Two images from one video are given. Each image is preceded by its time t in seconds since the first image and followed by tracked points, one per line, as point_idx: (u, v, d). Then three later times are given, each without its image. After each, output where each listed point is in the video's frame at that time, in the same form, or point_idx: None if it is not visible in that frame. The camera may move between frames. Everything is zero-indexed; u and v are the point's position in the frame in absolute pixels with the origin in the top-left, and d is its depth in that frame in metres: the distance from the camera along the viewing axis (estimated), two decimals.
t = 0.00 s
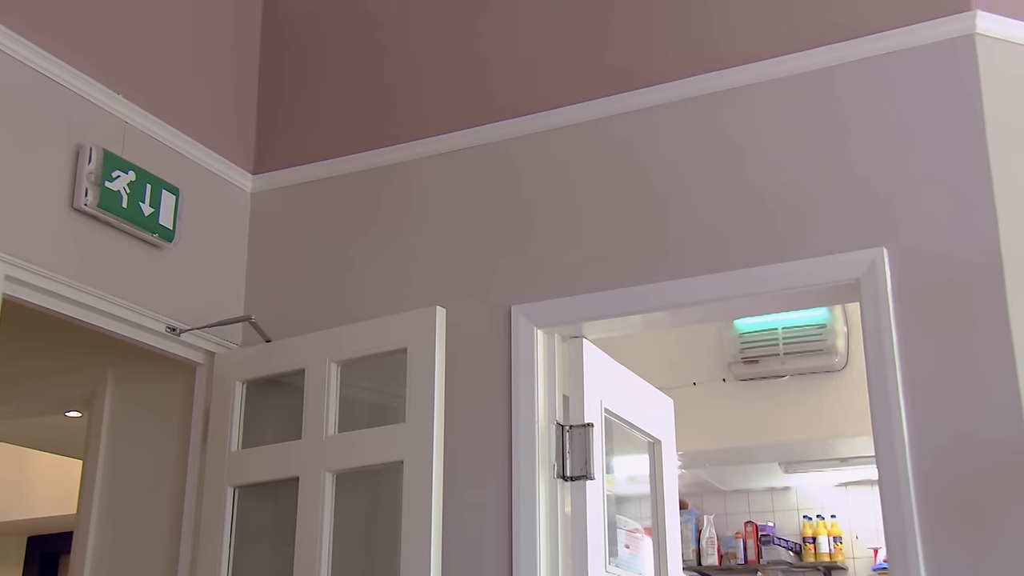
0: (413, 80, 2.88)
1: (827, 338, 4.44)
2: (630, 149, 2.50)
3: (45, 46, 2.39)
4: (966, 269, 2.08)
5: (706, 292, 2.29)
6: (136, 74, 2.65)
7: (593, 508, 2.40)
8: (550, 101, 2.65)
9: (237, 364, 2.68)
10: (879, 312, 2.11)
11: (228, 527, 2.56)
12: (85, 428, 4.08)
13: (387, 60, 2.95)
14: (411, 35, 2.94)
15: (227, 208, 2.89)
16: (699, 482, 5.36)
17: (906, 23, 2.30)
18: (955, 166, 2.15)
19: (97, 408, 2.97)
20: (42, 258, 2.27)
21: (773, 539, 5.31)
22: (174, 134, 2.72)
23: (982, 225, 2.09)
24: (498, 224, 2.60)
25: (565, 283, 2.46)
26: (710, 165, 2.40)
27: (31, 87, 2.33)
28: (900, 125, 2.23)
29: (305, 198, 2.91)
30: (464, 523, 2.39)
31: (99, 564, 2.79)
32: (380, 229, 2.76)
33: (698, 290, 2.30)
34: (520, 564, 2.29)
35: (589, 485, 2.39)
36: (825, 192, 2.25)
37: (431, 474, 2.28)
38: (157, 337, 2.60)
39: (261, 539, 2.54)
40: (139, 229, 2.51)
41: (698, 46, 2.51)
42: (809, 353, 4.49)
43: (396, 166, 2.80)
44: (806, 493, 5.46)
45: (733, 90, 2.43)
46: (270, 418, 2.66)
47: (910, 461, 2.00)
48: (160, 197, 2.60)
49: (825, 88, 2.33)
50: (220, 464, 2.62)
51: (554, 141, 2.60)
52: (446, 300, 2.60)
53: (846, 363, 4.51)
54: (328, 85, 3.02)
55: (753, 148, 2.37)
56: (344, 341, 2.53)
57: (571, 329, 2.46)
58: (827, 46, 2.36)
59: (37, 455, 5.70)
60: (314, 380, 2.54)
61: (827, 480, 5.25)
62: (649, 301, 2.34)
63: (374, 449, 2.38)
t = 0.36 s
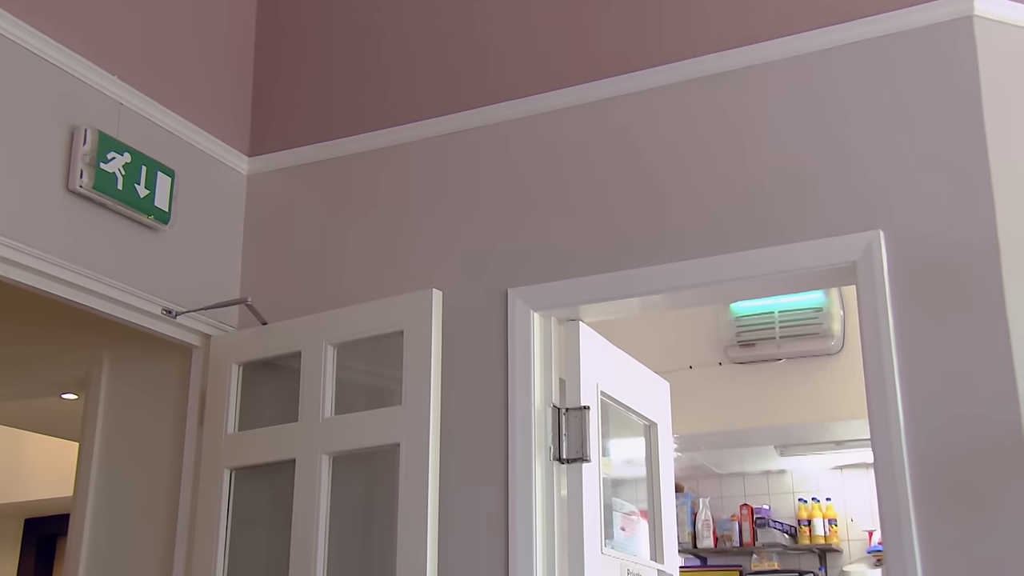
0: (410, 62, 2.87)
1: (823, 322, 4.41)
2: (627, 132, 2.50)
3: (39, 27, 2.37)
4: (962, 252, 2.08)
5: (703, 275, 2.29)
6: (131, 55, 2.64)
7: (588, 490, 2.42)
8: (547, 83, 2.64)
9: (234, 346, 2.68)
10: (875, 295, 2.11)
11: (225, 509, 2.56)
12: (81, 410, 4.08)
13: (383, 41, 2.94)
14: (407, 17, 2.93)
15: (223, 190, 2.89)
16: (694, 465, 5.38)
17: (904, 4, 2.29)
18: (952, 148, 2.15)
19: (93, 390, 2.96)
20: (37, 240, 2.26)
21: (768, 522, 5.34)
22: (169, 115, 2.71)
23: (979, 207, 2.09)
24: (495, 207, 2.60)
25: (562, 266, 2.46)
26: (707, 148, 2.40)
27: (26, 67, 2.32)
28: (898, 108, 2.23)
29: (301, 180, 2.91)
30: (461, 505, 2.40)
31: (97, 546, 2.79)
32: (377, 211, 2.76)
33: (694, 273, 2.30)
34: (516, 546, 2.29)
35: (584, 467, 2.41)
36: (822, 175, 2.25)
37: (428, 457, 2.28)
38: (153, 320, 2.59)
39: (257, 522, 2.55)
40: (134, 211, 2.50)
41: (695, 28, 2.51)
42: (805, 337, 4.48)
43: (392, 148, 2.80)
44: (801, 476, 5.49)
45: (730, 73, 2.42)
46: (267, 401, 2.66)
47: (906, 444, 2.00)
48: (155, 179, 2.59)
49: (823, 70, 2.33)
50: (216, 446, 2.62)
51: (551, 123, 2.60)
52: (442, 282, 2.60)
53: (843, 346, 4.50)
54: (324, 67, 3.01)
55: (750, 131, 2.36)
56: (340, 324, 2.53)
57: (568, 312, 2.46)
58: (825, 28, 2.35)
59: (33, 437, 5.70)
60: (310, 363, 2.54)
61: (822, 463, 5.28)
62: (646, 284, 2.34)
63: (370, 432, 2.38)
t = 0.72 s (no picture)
0: (406, 37, 2.86)
1: (819, 299, 4.43)
2: (624, 107, 2.49)
3: None
4: (959, 227, 2.07)
5: (699, 251, 2.29)
6: (124, 28, 2.62)
7: (584, 465, 2.43)
8: (544, 58, 2.63)
9: (230, 322, 2.67)
10: (871, 272, 2.11)
11: (222, 484, 2.57)
12: (77, 386, 4.08)
13: (380, 16, 2.92)
14: None
15: (218, 165, 2.88)
16: (690, 442, 5.40)
17: None
18: (950, 124, 2.14)
19: (88, 366, 2.95)
20: (32, 214, 2.26)
21: (764, 497, 5.33)
22: (164, 90, 2.69)
23: (975, 183, 2.08)
24: (491, 183, 2.59)
25: (558, 242, 2.46)
26: (704, 123, 2.39)
27: (18, 41, 2.30)
28: (896, 83, 2.22)
29: (297, 156, 2.90)
30: (457, 480, 2.40)
31: (93, 522, 2.78)
32: (373, 187, 2.75)
33: (691, 249, 2.30)
34: (512, 521, 2.30)
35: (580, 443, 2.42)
36: (819, 151, 2.25)
37: (424, 433, 2.29)
38: (148, 295, 2.59)
39: (254, 498, 2.56)
40: (129, 185, 2.49)
41: (694, 3, 2.49)
42: (800, 314, 4.50)
43: (389, 123, 2.79)
44: (797, 453, 5.52)
45: (727, 48, 2.41)
46: (263, 377, 2.67)
47: (901, 420, 2.01)
48: (150, 153, 2.58)
49: (821, 45, 2.32)
50: (212, 422, 2.62)
51: (548, 99, 2.59)
52: (439, 258, 2.59)
53: (839, 323, 4.52)
54: (320, 41, 3.00)
55: (748, 107, 2.35)
56: (336, 299, 2.53)
57: (564, 288, 2.46)
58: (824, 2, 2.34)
59: (30, 413, 5.70)
60: (307, 338, 2.54)
61: (818, 440, 5.31)
62: (642, 260, 2.34)
63: (367, 407, 2.38)
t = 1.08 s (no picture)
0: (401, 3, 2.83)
1: (815, 268, 4.44)
2: (621, 74, 2.47)
3: None
4: (956, 195, 2.07)
5: (696, 220, 2.28)
6: None
7: (580, 434, 2.44)
8: (540, 24, 2.61)
9: (225, 290, 2.67)
10: (868, 240, 2.10)
11: (219, 452, 2.57)
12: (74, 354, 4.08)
13: None
14: None
15: (213, 133, 2.86)
16: (685, 411, 5.43)
17: None
18: (949, 91, 2.13)
19: (83, 336, 2.94)
20: (25, 181, 2.24)
21: (759, 467, 5.37)
22: (158, 56, 2.67)
23: (974, 151, 2.07)
24: (487, 151, 2.58)
25: (554, 210, 2.46)
26: (701, 90, 2.37)
27: (9, 5, 2.27)
28: (895, 50, 2.20)
29: (292, 124, 2.88)
30: (453, 447, 2.41)
31: (91, 490, 2.78)
32: (368, 155, 2.74)
33: (687, 218, 2.29)
34: (508, 489, 2.31)
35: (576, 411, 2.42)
36: (817, 119, 2.23)
37: (421, 401, 2.29)
38: (144, 263, 2.58)
39: (252, 466, 2.56)
40: (124, 152, 2.48)
41: None
42: (796, 284, 4.49)
43: (384, 91, 2.77)
44: (792, 422, 5.56)
45: (725, 14, 2.39)
46: (259, 345, 2.66)
47: (896, 387, 2.02)
48: (144, 120, 2.56)
49: (820, 11, 2.30)
50: (209, 390, 2.63)
51: (544, 66, 2.57)
52: (435, 227, 2.58)
53: (834, 292, 4.51)
54: (315, 7, 2.97)
55: (746, 73, 2.34)
56: (332, 268, 2.52)
57: (560, 257, 2.46)
58: None
59: (25, 381, 5.71)
60: (303, 307, 2.53)
61: (812, 409, 5.34)
62: (638, 229, 2.34)
63: (363, 376, 2.39)
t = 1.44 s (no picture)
0: None
1: (813, 236, 4.45)
2: (620, 38, 2.45)
3: None
4: (957, 159, 2.06)
5: (694, 186, 2.27)
6: None
7: (578, 400, 2.45)
8: None
9: (223, 257, 2.66)
10: (867, 205, 2.10)
11: (218, 417, 2.58)
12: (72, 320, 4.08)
13: None
14: None
15: (209, 98, 2.84)
16: (683, 379, 5.44)
17: None
18: (950, 55, 2.11)
19: (81, 303, 2.94)
20: (22, 146, 2.23)
21: (755, 433, 5.37)
22: (153, 20, 2.65)
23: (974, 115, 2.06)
24: (485, 117, 2.56)
25: (553, 176, 2.45)
26: (701, 54, 2.36)
27: None
28: (897, 13, 2.18)
29: (288, 89, 2.86)
30: (451, 413, 2.42)
31: (91, 457, 2.79)
32: (365, 120, 2.72)
33: (686, 184, 2.28)
34: (506, 455, 2.32)
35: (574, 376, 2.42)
36: (816, 83, 2.22)
37: (419, 366, 2.30)
38: (141, 229, 2.58)
39: (251, 431, 2.57)
40: (119, 117, 2.47)
41: None
42: (794, 250, 4.50)
43: (381, 55, 2.75)
44: (789, 389, 5.59)
45: None
46: (257, 310, 2.66)
47: (894, 352, 2.02)
48: (140, 85, 2.55)
49: None
50: (208, 355, 2.63)
51: (543, 30, 2.55)
52: (433, 193, 2.58)
53: (834, 259, 4.51)
54: None
55: (745, 37, 2.32)
56: (330, 233, 2.52)
57: (558, 223, 2.45)
58: None
59: (23, 347, 5.71)
60: (301, 273, 2.53)
61: (809, 376, 5.37)
62: (636, 194, 2.33)
63: (362, 342, 2.39)
